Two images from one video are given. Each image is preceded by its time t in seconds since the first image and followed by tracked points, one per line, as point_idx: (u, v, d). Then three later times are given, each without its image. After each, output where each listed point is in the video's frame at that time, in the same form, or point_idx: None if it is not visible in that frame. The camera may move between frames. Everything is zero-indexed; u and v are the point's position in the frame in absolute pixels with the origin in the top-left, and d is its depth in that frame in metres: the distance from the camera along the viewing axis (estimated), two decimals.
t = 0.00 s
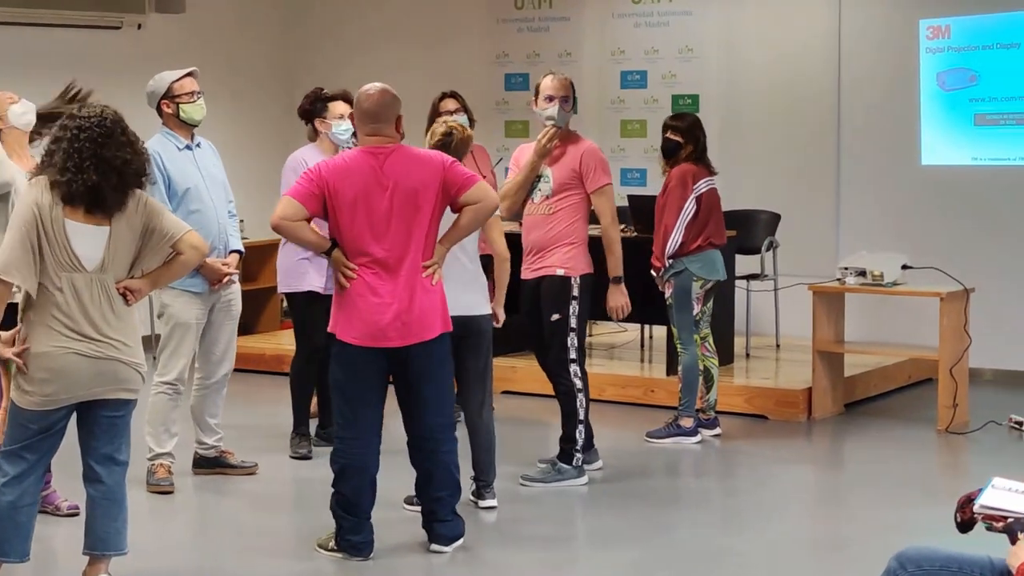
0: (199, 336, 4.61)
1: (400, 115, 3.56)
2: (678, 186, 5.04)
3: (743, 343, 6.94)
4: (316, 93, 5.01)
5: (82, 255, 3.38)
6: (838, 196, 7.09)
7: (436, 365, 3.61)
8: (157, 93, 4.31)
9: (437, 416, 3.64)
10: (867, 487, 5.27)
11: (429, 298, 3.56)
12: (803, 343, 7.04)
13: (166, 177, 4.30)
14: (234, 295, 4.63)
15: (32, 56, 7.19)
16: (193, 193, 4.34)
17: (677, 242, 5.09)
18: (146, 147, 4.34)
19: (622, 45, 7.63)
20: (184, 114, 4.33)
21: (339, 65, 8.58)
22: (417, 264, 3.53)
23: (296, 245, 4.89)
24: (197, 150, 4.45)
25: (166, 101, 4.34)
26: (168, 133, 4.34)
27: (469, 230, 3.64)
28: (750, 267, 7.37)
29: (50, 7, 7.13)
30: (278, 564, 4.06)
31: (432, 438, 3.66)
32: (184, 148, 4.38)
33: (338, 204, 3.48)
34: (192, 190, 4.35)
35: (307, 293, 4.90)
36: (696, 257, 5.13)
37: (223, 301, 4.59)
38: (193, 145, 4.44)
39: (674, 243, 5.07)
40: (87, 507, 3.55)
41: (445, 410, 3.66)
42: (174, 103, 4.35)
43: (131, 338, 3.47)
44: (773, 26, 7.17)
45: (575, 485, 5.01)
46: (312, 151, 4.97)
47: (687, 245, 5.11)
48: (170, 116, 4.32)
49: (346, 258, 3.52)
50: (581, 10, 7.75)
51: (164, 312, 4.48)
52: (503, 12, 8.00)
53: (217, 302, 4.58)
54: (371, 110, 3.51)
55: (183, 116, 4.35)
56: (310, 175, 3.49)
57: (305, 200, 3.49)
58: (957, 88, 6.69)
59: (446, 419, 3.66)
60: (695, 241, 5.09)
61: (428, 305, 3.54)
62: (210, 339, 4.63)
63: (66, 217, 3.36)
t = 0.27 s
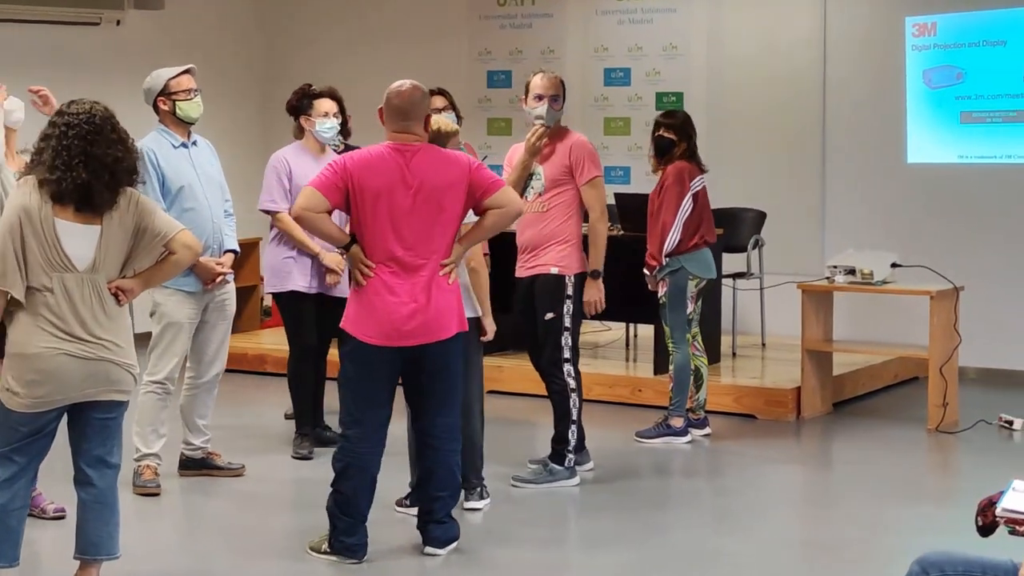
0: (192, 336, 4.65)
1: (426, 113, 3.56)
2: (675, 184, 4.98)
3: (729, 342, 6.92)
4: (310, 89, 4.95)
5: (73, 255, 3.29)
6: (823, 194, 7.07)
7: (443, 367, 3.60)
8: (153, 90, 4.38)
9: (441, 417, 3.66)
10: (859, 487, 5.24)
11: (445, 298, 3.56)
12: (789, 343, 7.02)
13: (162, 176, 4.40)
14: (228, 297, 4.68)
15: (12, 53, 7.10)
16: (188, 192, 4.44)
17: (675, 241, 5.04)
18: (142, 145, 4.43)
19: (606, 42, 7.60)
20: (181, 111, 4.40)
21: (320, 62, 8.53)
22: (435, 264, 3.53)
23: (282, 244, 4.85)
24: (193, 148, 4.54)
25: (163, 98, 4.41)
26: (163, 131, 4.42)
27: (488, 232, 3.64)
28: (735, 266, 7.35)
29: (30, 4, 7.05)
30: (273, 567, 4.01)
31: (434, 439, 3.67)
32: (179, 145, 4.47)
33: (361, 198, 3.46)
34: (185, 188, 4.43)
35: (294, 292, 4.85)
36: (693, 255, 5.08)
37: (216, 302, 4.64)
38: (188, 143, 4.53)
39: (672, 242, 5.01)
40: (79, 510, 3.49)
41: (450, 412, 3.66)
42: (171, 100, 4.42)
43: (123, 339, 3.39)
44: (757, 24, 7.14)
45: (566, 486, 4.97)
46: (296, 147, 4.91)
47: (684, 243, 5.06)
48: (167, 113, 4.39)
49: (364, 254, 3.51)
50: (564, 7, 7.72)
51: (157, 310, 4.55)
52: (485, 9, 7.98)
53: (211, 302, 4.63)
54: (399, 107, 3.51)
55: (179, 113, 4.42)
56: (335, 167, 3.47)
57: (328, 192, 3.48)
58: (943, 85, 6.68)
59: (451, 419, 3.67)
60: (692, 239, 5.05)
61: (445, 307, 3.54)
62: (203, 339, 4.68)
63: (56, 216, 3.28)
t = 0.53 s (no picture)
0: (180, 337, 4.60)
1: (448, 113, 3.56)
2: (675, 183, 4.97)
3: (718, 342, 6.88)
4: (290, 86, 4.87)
5: (67, 255, 3.20)
6: (812, 194, 7.04)
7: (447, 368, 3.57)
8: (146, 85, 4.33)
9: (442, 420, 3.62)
10: (854, 488, 5.20)
11: (454, 299, 3.53)
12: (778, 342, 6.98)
13: (151, 175, 4.36)
14: (216, 298, 4.63)
15: None
16: (177, 191, 4.40)
17: (674, 241, 5.00)
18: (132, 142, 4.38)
19: (592, 40, 7.58)
20: (172, 108, 4.35)
21: (303, 60, 8.48)
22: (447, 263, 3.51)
23: (274, 246, 4.76)
24: (184, 147, 4.50)
25: (156, 95, 4.36)
26: (154, 129, 4.38)
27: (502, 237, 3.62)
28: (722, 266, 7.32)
29: None
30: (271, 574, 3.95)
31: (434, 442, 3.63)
32: (170, 144, 4.43)
33: (378, 191, 3.45)
34: (175, 187, 4.38)
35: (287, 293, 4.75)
36: (690, 255, 5.07)
37: (204, 303, 4.59)
38: (179, 142, 4.49)
39: (671, 242, 5.00)
40: (72, 517, 3.39)
41: (453, 415, 3.62)
42: (164, 97, 4.37)
43: (118, 341, 3.30)
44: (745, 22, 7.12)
45: (562, 488, 4.92)
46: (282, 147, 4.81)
47: (681, 244, 5.06)
48: (159, 110, 4.34)
49: (377, 249, 3.49)
50: (550, 5, 7.70)
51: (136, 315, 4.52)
52: (470, 7, 7.96)
53: (199, 304, 4.58)
54: (422, 105, 3.50)
55: (172, 111, 4.36)
56: (355, 157, 3.45)
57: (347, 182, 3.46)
58: (932, 84, 6.65)
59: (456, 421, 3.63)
60: (691, 239, 5.04)
61: (454, 309, 3.52)
62: (192, 340, 4.63)
63: (48, 216, 3.18)
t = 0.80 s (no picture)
0: (166, 342, 4.51)
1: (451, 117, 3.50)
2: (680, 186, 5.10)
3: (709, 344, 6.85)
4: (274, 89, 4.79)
5: (64, 260, 3.11)
6: (802, 195, 7.02)
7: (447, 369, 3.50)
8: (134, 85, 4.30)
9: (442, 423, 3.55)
10: (852, 491, 5.17)
11: (449, 303, 3.47)
12: (769, 344, 6.95)
13: (137, 175, 4.29)
14: (202, 303, 4.54)
15: None
16: (163, 192, 4.34)
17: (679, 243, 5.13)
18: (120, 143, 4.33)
19: (580, 40, 7.55)
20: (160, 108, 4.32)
21: (287, 60, 8.43)
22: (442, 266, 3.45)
23: (268, 251, 4.69)
24: (171, 148, 4.45)
25: (143, 95, 4.33)
26: (142, 129, 4.34)
27: (501, 241, 3.54)
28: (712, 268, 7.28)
29: None
30: None
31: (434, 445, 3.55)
32: (158, 145, 4.38)
33: (373, 192, 3.41)
34: (162, 189, 4.34)
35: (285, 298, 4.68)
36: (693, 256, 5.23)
37: (190, 309, 4.50)
38: (166, 143, 4.44)
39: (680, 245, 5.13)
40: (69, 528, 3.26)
41: (454, 419, 3.55)
42: (151, 97, 4.34)
43: (118, 347, 3.20)
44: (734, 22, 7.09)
45: (572, 491, 4.81)
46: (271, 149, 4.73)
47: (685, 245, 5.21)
48: (146, 110, 4.31)
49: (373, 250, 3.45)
50: (537, 5, 7.68)
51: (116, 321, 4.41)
52: (457, 7, 7.92)
53: (185, 308, 4.49)
54: (424, 106, 3.45)
55: (159, 111, 4.34)
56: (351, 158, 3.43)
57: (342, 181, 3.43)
58: (923, 84, 6.64)
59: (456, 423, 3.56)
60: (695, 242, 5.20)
61: (449, 313, 3.45)
62: (179, 345, 4.54)
63: (45, 219, 3.10)
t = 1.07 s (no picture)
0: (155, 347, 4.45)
1: (423, 116, 3.44)
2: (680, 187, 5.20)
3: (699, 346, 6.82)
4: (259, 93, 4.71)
5: (61, 264, 3.02)
6: (791, 196, 7.00)
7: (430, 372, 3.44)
8: (121, 86, 4.21)
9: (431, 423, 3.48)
10: (847, 493, 5.14)
11: (419, 305, 3.39)
12: (759, 346, 6.92)
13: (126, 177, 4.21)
14: (191, 306, 4.48)
15: None
16: (152, 194, 4.26)
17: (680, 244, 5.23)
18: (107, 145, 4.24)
19: (567, 40, 7.52)
20: (147, 108, 4.24)
21: (272, 60, 8.38)
22: (410, 268, 3.38)
23: (262, 257, 4.68)
24: (159, 150, 4.36)
25: (130, 96, 4.25)
26: (130, 130, 4.25)
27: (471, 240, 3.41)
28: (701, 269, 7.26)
29: None
30: None
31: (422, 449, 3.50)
32: (146, 146, 4.29)
33: (339, 197, 3.41)
34: (151, 190, 4.25)
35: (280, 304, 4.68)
36: (692, 258, 5.34)
37: (179, 313, 4.44)
38: (154, 145, 4.35)
39: (681, 247, 5.25)
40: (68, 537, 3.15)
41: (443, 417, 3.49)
42: (139, 98, 4.25)
43: (116, 353, 3.12)
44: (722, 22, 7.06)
45: (574, 495, 4.75)
46: (260, 153, 4.69)
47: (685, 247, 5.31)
48: (134, 111, 4.22)
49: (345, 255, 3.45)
50: (524, 5, 7.64)
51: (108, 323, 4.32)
52: (442, 6, 7.89)
53: (174, 312, 4.42)
54: (395, 109, 3.41)
55: (146, 112, 4.26)
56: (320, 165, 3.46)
57: (308, 187, 3.47)
58: (913, 85, 6.62)
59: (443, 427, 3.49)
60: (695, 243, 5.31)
61: (419, 315, 3.38)
62: (169, 350, 4.47)
63: (41, 221, 3.00)
